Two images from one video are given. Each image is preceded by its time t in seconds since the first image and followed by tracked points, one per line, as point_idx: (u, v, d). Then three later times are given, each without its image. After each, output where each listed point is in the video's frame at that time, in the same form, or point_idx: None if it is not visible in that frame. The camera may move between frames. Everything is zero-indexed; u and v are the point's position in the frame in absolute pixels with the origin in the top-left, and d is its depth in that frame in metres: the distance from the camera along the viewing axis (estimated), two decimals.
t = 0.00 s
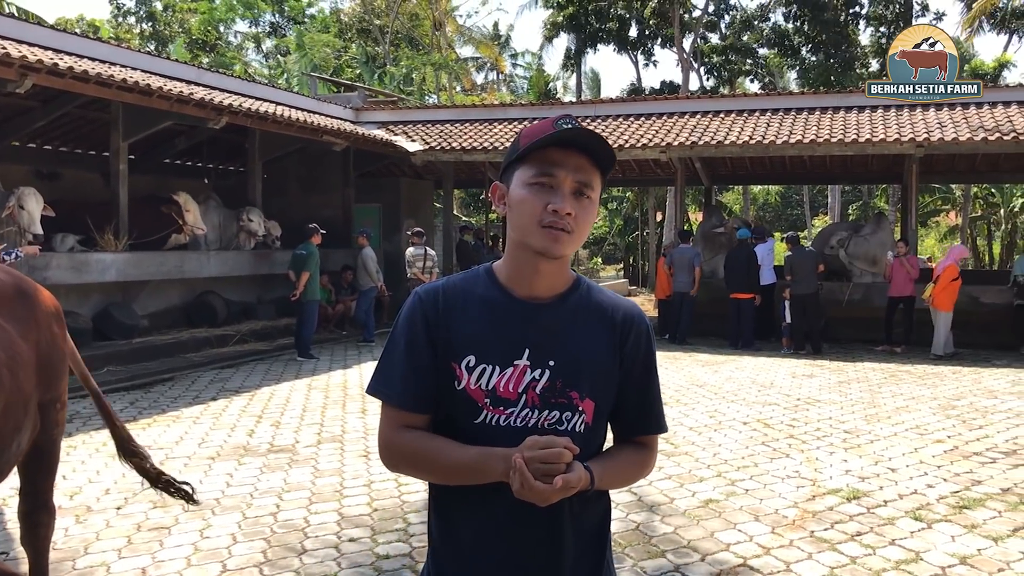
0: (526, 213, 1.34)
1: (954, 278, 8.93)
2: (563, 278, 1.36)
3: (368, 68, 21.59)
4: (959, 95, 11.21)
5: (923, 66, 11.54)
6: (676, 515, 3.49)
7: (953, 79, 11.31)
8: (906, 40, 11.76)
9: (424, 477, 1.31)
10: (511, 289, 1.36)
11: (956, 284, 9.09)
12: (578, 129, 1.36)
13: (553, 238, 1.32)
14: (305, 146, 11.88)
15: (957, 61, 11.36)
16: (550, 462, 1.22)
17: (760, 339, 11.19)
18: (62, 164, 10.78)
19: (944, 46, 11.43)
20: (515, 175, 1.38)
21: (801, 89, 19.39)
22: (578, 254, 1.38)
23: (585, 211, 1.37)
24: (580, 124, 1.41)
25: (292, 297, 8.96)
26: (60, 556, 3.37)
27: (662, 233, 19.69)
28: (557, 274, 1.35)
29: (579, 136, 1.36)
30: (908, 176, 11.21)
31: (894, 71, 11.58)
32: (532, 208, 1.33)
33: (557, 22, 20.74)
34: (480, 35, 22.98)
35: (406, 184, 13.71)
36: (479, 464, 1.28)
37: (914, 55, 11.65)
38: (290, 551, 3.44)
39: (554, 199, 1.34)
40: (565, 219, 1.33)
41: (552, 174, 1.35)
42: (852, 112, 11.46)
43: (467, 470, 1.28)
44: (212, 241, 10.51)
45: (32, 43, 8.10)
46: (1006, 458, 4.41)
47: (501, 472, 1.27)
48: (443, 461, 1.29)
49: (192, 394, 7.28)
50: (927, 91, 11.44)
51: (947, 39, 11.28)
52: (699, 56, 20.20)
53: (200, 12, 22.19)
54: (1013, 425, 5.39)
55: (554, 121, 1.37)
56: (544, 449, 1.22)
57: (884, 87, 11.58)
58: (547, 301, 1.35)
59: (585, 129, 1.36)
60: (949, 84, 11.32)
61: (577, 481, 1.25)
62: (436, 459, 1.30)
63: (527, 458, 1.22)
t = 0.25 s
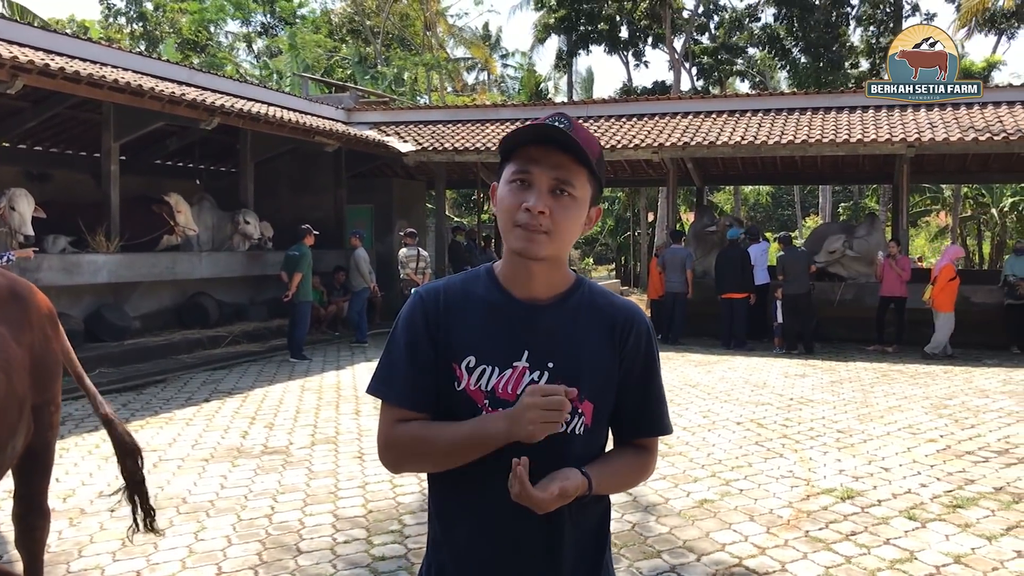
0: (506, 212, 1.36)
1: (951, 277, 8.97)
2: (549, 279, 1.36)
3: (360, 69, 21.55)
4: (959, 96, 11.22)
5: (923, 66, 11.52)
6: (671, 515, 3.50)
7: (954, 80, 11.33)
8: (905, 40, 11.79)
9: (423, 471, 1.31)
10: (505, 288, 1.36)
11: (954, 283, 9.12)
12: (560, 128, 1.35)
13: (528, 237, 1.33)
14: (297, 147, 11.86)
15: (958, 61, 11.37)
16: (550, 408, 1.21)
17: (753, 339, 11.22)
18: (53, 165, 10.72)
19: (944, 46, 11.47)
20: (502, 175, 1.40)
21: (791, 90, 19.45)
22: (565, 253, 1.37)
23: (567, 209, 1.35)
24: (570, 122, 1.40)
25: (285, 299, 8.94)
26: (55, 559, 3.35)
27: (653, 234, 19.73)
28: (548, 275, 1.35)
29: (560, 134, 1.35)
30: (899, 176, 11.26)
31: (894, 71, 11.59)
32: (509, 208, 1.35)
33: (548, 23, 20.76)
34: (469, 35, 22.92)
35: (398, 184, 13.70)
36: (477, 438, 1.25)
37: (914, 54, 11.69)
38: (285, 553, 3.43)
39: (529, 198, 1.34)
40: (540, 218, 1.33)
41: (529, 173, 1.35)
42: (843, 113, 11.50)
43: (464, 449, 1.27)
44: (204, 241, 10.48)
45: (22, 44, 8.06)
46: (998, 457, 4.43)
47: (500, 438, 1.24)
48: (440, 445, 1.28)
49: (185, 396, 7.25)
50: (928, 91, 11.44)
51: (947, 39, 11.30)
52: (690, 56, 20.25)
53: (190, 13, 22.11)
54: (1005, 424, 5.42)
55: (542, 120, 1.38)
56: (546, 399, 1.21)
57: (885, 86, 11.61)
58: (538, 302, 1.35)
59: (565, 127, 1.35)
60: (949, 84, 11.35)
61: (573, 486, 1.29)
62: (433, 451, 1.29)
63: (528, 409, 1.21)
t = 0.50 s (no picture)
0: (513, 216, 1.35)
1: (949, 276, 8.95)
2: (557, 282, 1.35)
3: (351, 68, 21.53)
4: (959, 95, 11.23)
5: (923, 66, 11.56)
6: (667, 514, 3.51)
7: (952, 80, 11.35)
8: (905, 40, 11.81)
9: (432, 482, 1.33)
10: (511, 292, 1.36)
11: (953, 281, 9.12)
12: (565, 129, 1.35)
13: (536, 241, 1.32)
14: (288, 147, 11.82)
15: (958, 61, 11.38)
16: (547, 486, 1.22)
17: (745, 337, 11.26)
18: (43, 165, 10.67)
19: (944, 47, 11.49)
20: (507, 178, 1.39)
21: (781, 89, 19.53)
22: (573, 255, 1.36)
23: (574, 210, 1.35)
24: (575, 125, 1.40)
25: (277, 299, 8.91)
26: (48, 561, 3.33)
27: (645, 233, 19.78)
28: (555, 276, 1.35)
29: (566, 136, 1.35)
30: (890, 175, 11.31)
31: (894, 71, 11.62)
32: (517, 211, 1.34)
33: (539, 24, 20.78)
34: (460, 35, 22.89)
35: (390, 184, 13.68)
36: (484, 480, 1.29)
37: (913, 54, 11.69)
38: (280, 554, 3.42)
39: (537, 201, 1.34)
40: (548, 220, 1.32)
41: (536, 174, 1.35)
42: (832, 112, 11.53)
43: (471, 481, 1.30)
44: (196, 242, 10.44)
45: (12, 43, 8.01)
46: (991, 454, 4.46)
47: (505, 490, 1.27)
48: (450, 474, 1.32)
49: (177, 396, 7.23)
50: (927, 91, 11.44)
51: (947, 39, 11.34)
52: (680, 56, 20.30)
53: (180, 12, 22.03)
54: (996, 421, 5.45)
55: (545, 123, 1.38)
56: (544, 470, 1.22)
57: (884, 87, 11.60)
58: (546, 304, 1.35)
59: (572, 129, 1.35)
60: (948, 84, 11.35)
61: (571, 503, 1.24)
62: (441, 470, 1.32)
63: (527, 479, 1.23)
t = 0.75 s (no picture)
0: (523, 218, 1.36)
1: (948, 275, 8.99)
2: (568, 282, 1.36)
3: (343, 67, 21.48)
4: (959, 95, 11.23)
5: (923, 66, 11.51)
6: (662, 512, 3.52)
7: (953, 80, 11.34)
8: (905, 40, 11.79)
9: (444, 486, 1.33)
10: (523, 292, 1.36)
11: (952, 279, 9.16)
12: (573, 130, 1.35)
13: (547, 243, 1.33)
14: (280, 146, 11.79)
15: (958, 61, 11.37)
16: (567, 509, 1.23)
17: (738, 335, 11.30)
18: (33, 165, 10.61)
19: (944, 47, 11.47)
20: (515, 179, 1.40)
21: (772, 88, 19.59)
22: (583, 255, 1.37)
23: (583, 210, 1.36)
24: (581, 124, 1.41)
25: (270, 299, 8.88)
26: (42, 562, 3.32)
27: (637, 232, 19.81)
28: (567, 276, 1.35)
29: (573, 137, 1.36)
30: (881, 174, 11.37)
31: (894, 71, 11.61)
32: (527, 213, 1.35)
33: (530, 26, 20.79)
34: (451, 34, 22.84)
35: (382, 184, 13.67)
36: (498, 488, 1.28)
37: (914, 54, 11.64)
38: (276, 554, 3.42)
39: (547, 202, 1.34)
40: (558, 222, 1.33)
41: (544, 177, 1.36)
42: (824, 111, 11.56)
43: (485, 488, 1.30)
44: (189, 241, 10.41)
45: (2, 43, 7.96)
46: (984, 452, 4.48)
47: (520, 501, 1.27)
48: (460, 478, 1.31)
49: (170, 396, 7.20)
50: (928, 91, 11.43)
51: (948, 39, 11.36)
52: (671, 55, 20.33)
53: (170, 11, 21.94)
54: (989, 419, 5.48)
55: (551, 123, 1.38)
56: (564, 494, 1.23)
57: (884, 86, 11.56)
58: (557, 305, 1.35)
59: (580, 129, 1.36)
60: (948, 84, 11.33)
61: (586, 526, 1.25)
62: (454, 475, 1.32)
63: (546, 503, 1.23)
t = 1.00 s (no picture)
0: (536, 211, 1.37)
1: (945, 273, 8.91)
2: (579, 276, 1.37)
3: (332, 66, 21.43)
4: (960, 95, 11.25)
5: (924, 67, 11.55)
6: (654, 511, 3.53)
7: (954, 80, 11.36)
8: (905, 40, 11.84)
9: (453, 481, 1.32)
10: (532, 287, 1.36)
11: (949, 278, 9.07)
12: (588, 126, 1.37)
13: (561, 236, 1.34)
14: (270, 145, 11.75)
15: (958, 62, 11.49)
16: (579, 493, 1.23)
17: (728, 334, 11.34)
18: (20, 164, 10.53)
19: (944, 47, 11.46)
20: (527, 174, 1.40)
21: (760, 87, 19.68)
22: (594, 251, 1.38)
23: (596, 205, 1.37)
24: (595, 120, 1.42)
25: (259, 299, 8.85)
26: (33, 564, 3.30)
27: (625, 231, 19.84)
28: (576, 271, 1.36)
29: (588, 131, 1.37)
30: (870, 173, 11.44)
31: (893, 71, 11.57)
32: (541, 207, 1.36)
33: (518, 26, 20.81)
34: (440, 33, 22.84)
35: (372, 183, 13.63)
36: (508, 482, 1.28)
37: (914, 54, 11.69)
38: (268, 555, 3.41)
39: (561, 196, 1.35)
40: (572, 215, 1.34)
41: (558, 171, 1.36)
42: (813, 111, 11.61)
43: (495, 481, 1.29)
44: (177, 241, 10.36)
45: None
46: (973, 450, 4.52)
47: (530, 492, 1.27)
48: (469, 471, 1.31)
49: (159, 397, 7.16)
50: (928, 91, 11.42)
51: (948, 40, 11.40)
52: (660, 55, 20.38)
53: (157, 10, 21.83)
54: (977, 417, 5.52)
55: (565, 119, 1.39)
56: (577, 479, 1.23)
57: (884, 86, 11.55)
58: (567, 299, 1.36)
59: (593, 125, 1.37)
60: (949, 84, 11.35)
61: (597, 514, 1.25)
62: (462, 470, 1.31)
63: (559, 488, 1.23)
